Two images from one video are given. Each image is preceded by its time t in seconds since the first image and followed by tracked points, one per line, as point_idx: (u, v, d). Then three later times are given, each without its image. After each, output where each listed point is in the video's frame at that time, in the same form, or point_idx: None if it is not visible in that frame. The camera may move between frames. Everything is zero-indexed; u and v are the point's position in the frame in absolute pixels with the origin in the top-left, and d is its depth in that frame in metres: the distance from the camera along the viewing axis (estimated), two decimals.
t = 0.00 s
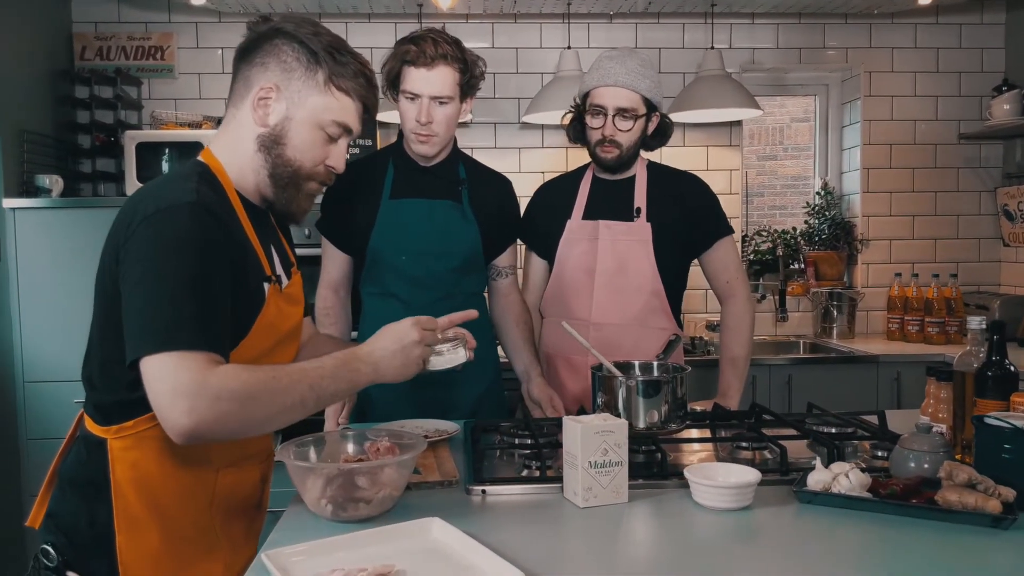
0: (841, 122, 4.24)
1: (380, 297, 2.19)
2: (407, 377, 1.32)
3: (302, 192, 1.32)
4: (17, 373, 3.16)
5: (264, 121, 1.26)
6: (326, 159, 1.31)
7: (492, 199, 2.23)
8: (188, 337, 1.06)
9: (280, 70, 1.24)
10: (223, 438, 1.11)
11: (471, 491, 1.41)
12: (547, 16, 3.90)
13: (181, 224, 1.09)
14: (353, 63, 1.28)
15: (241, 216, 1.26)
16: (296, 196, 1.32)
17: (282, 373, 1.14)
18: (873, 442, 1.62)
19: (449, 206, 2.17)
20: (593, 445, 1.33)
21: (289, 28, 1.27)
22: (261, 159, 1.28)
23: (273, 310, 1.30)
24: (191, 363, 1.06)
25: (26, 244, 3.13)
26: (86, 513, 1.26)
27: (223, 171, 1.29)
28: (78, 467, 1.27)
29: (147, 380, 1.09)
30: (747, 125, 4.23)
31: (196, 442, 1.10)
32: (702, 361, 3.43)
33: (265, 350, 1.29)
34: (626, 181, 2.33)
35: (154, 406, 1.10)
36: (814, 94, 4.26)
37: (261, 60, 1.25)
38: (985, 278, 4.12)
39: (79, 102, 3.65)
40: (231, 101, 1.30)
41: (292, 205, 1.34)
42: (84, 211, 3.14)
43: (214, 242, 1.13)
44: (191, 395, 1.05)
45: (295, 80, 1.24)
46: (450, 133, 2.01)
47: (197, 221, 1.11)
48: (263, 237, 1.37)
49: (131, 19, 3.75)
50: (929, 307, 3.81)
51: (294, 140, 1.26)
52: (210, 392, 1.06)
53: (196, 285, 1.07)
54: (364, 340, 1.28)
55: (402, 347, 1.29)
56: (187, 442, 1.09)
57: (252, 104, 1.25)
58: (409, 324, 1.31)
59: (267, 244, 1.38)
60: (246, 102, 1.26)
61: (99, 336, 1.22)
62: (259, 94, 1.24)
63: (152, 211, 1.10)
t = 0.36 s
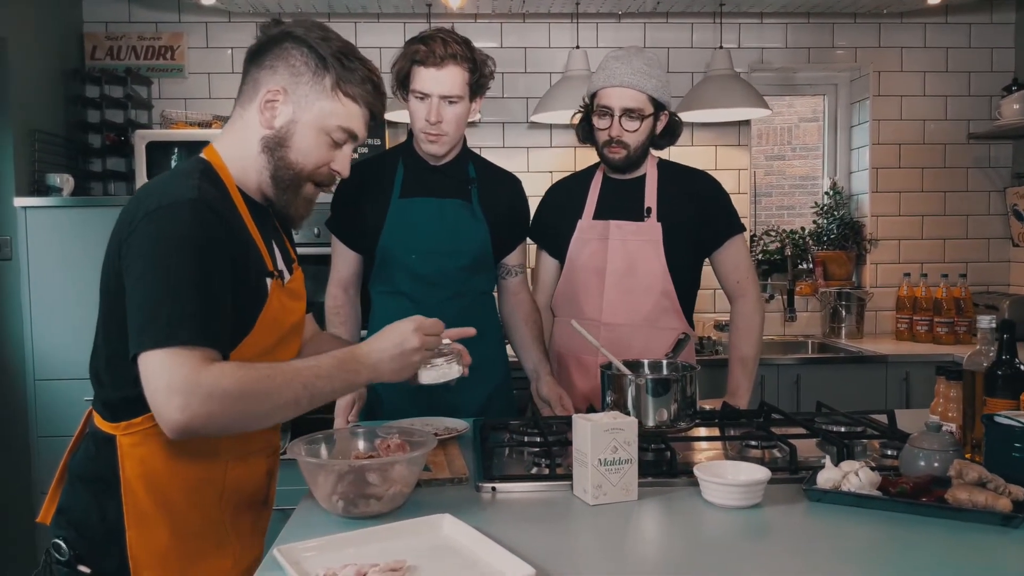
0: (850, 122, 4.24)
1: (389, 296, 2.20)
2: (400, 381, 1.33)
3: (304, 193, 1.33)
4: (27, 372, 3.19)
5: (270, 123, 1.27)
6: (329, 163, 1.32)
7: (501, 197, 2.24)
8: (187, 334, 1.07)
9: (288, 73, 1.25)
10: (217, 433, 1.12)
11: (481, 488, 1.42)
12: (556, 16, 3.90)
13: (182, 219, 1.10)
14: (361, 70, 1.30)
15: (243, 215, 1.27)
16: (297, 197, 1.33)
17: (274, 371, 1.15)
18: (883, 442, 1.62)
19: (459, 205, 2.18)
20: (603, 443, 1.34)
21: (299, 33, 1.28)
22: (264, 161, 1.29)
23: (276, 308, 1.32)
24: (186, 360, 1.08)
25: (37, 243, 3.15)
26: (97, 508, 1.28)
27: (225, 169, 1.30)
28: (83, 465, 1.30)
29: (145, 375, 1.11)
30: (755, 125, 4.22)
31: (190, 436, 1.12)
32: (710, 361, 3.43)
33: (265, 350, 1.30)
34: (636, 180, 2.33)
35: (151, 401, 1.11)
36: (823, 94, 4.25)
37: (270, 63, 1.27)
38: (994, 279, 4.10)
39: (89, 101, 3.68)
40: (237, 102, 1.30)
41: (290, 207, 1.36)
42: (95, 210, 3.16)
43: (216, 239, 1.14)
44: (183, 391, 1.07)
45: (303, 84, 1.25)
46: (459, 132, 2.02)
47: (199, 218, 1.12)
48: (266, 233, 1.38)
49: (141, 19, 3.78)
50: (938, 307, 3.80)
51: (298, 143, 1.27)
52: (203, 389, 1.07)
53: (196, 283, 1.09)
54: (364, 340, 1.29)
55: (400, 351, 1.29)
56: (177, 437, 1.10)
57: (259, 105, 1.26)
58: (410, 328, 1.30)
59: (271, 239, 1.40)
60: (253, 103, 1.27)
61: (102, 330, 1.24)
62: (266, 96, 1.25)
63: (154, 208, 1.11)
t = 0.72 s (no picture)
0: (857, 120, 4.22)
1: (396, 294, 2.21)
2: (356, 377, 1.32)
3: (280, 197, 1.34)
4: (37, 370, 3.21)
5: (254, 126, 1.28)
6: (308, 172, 1.32)
7: (508, 195, 2.24)
8: (142, 322, 1.12)
9: (277, 80, 1.27)
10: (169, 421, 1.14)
11: (487, 485, 1.42)
12: (562, 15, 3.91)
13: (151, 212, 1.17)
14: (351, 84, 1.30)
15: (227, 207, 1.33)
16: (274, 200, 1.34)
17: (225, 365, 1.16)
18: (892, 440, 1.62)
19: (466, 204, 2.18)
20: (610, 439, 1.34)
21: (295, 42, 1.30)
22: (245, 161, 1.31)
23: (255, 303, 1.36)
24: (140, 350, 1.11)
25: (45, 242, 3.17)
26: (104, 498, 1.30)
27: (209, 165, 1.34)
28: (92, 457, 1.32)
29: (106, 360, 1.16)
30: (762, 124, 4.22)
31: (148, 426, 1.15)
32: (717, 360, 3.43)
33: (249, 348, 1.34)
34: (645, 178, 2.33)
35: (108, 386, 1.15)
36: (830, 92, 4.24)
37: (262, 68, 1.28)
38: (1003, 278, 4.08)
39: (98, 101, 3.71)
40: (229, 102, 1.33)
41: (267, 209, 1.37)
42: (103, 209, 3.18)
43: (183, 234, 1.20)
44: (130, 380, 1.09)
45: (289, 92, 1.27)
46: (469, 131, 2.02)
47: (168, 213, 1.18)
48: (252, 227, 1.42)
49: (150, 19, 3.82)
50: (946, 306, 3.78)
51: (278, 149, 1.28)
52: (148, 377, 1.10)
53: (156, 274, 1.14)
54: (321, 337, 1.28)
55: (356, 349, 1.28)
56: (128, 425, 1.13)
57: (245, 108, 1.28)
58: (366, 325, 1.30)
59: (258, 233, 1.44)
60: (240, 105, 1.30)
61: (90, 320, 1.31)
62: (252, 100, 1.27)
63: (130, 202, 1.19)
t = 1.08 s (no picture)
0: (866, 120, 4.21)
1: (405, 293, 2.22)
2: (351, 372, 1.30)
3: (286, 194, 1.35)
4: (46, 368, 3.23)
5: (253, 125, 1.30)
6: (311, 167, 1.33)
7: (515, 194, 2.24)
8: (141, 320, 1.13)
9: (273, 78, 1.28)
10: (169, 416, 1.15)
11: (495, 484, 1.42)
12: (570, 14, 3.91)
13: (153, 212, 1.18)
14: (346, 77, 1.31)
15: (231, 207, 1.35)
16: (279, 197, 1.35)
17: (221, 360, 1.16)
18: (901, 439, 1.61)
19: (474, 203, 2.19)
20: (618, 438, 1.34)
21: (289, 39, 1.31)
22: (247, 161, 1.33)
23: (260, 301, 1.37)
24: (142, 346, 1.13)
25: (54, 241, 3.18)
26: (111, 492, 1.31)
27: (212, 167, 1.35)
28: (99, 451, 1.33)
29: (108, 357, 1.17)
30: (770, 124, 4.21)
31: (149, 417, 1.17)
32: (725, 360, 3.42)
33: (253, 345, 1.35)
34: (654, 178, 2.33)
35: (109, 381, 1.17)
36: (838, 92, 4.23)
37: (258, 67, 1.30)
38: (1013, 278, 4.06)
39: (107, 101, 3.73)
40: (230, 103, 1.35)
41: (272, 207, 1.38)
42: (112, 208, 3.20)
43: (184, 234, 1.21)
44: (129, 374, 1.11)
45: (285, 89, 1.28)
46: (477, 128, 2.02)
47: (169, 214, 1.20)
48: (257, 227, 1.43)
49: (159, 19, 3.84)
50: (955, 306, 3.77)
51: (277, 147, 1.29)
52: (146, 372, 1.11)
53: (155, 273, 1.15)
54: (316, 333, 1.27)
55: (349, 344, 1.26)
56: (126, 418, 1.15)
57: (244, 107, 1.30)
58: (359, 319, 1.28)
59: (263, 233, 1.45)
60: (239, 105, 1.31)
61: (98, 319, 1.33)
62: (250, 100, 1.29)
63: (132, 203, 1.20)
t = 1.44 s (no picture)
0: (872, 118, 4.19)
1: (409, 292, 2.22)
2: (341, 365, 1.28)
3: (285, 192, 1.34)
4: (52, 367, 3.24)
5: (252, 122, 1.30)
6: (309, 164, 1.33)
7: (519, 192, 2.23)
8: (134, 316, 1.13)
9: (271, 75, 1.28)
10: (155, 409, 1.14)
11: (498, 483, 1.42)
12: (575, 12, 3.90)
13: (152, 209, 1.19)
14: (345, 75, 1.31)
15: (232, 206, 1.34)
16: (278, 195, 1.35)
17: (222, 355, 1.16)
18: (907, 439, 1.60)
19: (477, 202, 2.18)
20: (622, 437, 1.33)
21: (288, 38, 1.31)
22: (246, 158, 1.32)
23: (263, 297, 1.36)
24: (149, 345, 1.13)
25: (59, 239, 3.19)
26: (115, 489, 1.31)
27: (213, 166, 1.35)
28: (105, 448, 1.33)
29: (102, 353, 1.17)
30: (776, 122, 4.20)
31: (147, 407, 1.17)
32: (730, 359, 3.41)
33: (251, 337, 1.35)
34: (659, 176, 2.32)
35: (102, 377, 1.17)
36: (844, 89, 4.21)
37: (257, 64, 1.30)
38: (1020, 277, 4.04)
39: (112, 101, 3.74)
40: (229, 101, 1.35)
41: (272, 204, 1.37)
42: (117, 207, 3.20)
43: (184, 231, 1.22)
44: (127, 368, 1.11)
45: (284, 86, 1.28)
46: (480, 126, 2.01)
47: (168, 213, 1.20)
48: (258, 224, 1.43)
49: (164, 18, 3.85)
50: (961, 305, 3.75)
51: (276, 144, 1.29)
52: (135, 366, 1.11)
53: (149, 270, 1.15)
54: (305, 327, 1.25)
55: (337, 337, 1.24)
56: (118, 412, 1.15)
57: (243, 105, 1.30)
58: (346, 312, 1.25)
59: (264, 230, 1.45)
60: (238, 102, 1.31)
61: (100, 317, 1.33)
62: (249, 97, 1.29)
63: (132, 201, 1.21)
